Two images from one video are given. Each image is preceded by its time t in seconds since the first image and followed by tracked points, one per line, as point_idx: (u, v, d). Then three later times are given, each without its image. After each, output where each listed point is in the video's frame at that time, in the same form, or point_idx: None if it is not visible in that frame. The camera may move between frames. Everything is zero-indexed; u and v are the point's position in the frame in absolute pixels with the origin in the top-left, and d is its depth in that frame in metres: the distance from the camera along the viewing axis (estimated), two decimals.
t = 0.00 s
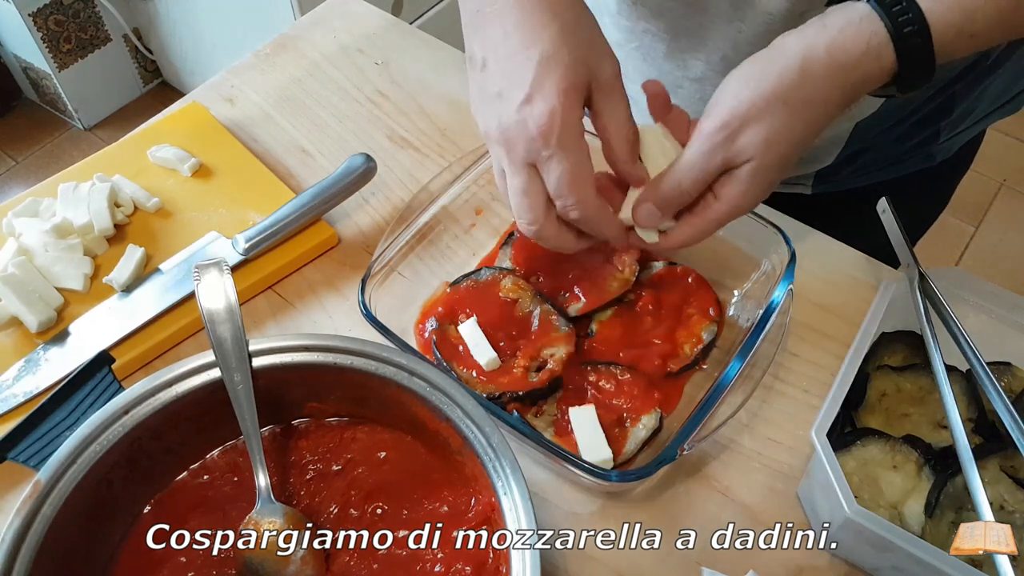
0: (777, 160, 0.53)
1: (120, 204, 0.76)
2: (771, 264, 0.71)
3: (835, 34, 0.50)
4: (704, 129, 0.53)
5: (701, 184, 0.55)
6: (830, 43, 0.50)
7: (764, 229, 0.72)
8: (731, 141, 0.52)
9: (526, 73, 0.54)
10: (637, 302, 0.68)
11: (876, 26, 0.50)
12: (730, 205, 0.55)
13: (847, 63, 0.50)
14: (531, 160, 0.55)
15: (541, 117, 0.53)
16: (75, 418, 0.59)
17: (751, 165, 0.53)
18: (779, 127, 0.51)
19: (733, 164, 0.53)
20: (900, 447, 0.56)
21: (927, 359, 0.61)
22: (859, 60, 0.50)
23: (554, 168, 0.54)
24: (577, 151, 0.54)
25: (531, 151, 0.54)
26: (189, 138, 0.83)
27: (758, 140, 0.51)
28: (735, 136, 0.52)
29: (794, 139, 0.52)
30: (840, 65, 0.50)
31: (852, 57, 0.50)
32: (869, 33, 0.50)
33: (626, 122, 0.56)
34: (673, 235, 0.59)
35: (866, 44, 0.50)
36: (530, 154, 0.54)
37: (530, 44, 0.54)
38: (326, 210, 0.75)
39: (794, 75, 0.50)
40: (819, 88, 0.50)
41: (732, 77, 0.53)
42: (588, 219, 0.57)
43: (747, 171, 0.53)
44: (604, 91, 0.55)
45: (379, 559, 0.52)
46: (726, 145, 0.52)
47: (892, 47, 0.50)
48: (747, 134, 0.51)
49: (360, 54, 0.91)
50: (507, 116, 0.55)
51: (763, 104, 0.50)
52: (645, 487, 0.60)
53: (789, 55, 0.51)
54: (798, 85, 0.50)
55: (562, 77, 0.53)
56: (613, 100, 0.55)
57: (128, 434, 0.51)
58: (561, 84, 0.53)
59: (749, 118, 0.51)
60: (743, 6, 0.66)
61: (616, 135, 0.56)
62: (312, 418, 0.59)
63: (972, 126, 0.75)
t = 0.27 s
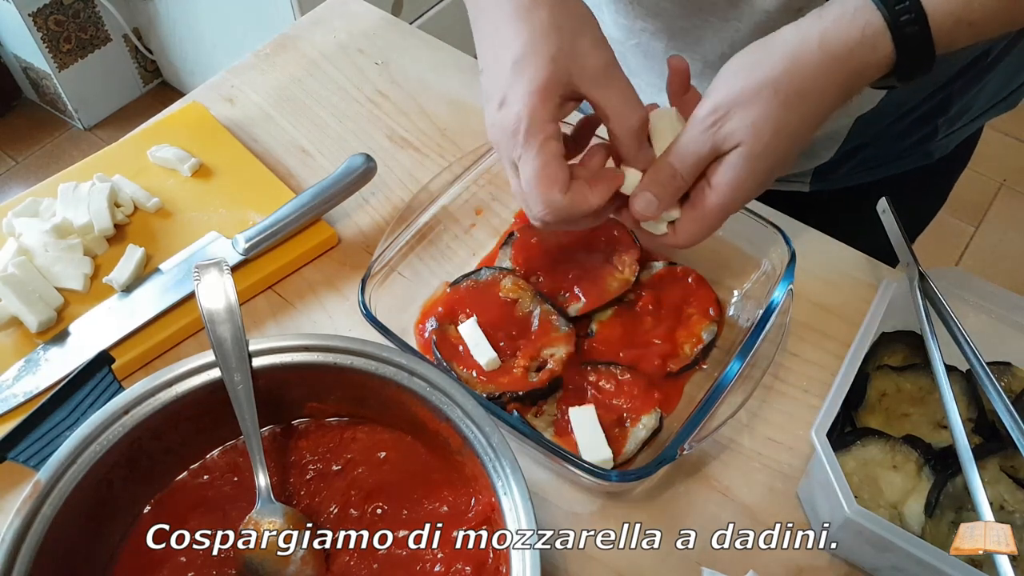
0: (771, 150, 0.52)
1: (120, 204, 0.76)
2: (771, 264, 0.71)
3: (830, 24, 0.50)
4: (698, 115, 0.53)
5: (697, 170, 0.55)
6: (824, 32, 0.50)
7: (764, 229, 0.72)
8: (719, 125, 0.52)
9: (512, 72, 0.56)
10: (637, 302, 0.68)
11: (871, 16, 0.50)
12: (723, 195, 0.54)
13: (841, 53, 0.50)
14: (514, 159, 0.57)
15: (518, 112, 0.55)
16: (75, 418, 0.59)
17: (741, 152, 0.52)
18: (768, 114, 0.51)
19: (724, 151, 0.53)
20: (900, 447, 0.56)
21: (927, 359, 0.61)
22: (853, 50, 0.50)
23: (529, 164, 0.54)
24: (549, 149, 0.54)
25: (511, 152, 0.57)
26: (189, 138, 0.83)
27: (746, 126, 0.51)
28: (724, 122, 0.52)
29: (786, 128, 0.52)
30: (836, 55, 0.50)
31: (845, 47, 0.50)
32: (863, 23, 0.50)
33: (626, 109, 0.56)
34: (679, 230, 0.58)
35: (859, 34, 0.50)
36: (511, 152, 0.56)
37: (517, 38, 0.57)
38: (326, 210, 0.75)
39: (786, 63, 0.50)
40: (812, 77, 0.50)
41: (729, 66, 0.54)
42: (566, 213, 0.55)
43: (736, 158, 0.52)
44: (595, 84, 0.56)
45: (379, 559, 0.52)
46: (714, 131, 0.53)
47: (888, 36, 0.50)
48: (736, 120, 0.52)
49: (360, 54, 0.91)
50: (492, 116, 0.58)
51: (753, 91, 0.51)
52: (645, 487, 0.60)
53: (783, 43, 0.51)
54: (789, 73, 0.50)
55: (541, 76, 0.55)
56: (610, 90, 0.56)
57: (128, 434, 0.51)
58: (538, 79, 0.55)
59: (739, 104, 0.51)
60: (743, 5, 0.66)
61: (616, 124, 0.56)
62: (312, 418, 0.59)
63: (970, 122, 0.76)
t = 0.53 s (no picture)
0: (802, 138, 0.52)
1: (120, 204, 0.76)
2: (771, 264, 0.71)
3: (852, 12, 0.51)
4: (724, 112, 0.53)
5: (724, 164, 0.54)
6: (849, 20, 0.50)
7: (764, 228, 0.72)
8: (751, 119, 0.52)
9: (523, 122, 0.52)
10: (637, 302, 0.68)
11: (895, 2, 0.50)
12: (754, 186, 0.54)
13: (867, 39, 0.50)
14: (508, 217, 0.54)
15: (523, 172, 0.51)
16: (75, 418, 0.59)
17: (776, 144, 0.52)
18: (800, 105, 0.51)
19: (752, 144, 0.53)
20: (900, 447, 0.56)
21: (927, 359, 0.61)
22: (878, 36, 0.50)
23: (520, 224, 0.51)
24: (545, 214, 0.51)
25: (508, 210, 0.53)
26: (189, 138, 0.83)
27: (777, 119, 0.51)
28: (756, 114, 0.52)
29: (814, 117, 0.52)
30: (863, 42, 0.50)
31: (869, 35, 0.50)
32: (887, 10, 0.50)
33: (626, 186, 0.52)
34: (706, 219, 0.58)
35: (885, 20, 0.50)
36: (510, 209, 0.53)
37: (531, 92, 0.52)
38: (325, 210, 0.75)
39: (816, 53, 0.50)
40: (840, 65, 0.51)
41: (750, 62, 0.53)
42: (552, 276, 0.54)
43: (767, 151, 0.52)
44: (604, 158, 0.52)
45: (379, 559, 0.52)
46: (747, 125, 0.52)
47: (912, 22, 0.50)
48: (767, 114, 0.51)
49: (360, 54, 0.91)
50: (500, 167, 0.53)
51: (782, 83, 0.50)
52: (645, 487, 0.60)
53: (807, 32, 0.51)
54: (819, 62, 0.50)
55: (551, 138, 0.50)
56: (616, 167, 0.52)
57: (128, 434, 0.51)
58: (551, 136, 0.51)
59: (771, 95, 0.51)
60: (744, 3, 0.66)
61: (612, 203, 0.53)
62: (312, 418, 0.59)
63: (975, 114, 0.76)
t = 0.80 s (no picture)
0: (807, 138, 0.52)
1: (120, 204, 0.76)
2: (771, 264, 0.71)
3: (861, 15, 0.50)
4: (729, 111, 0.53)
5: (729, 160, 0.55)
6: (856, 22, 0.50)
7: (764, 228, 0.72)
8: (752, 120, 0.52)
9: (540, 112, 0.52)
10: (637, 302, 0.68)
11: (903, 5, 0.49)
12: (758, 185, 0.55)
13: (874, 43, 0.50)
14: (542, 202, 0.54)
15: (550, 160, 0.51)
16: (75, 418, 0.59)
17: (777, 145, 0.52)
18: (803, 107, 0.51)
19: (756, 144, 0.54)
20: (900, 447, 0.56)
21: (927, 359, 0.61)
22: (885, 40, 0.50)
23: (563, 211, 0.53)
24: (582, 196, 0.52)
25: (541, 197, 0.53)
26: (189, 138, 0.83)
27: (780, 119, 0.52)
28: (758, 115, 0.52)
29: (819, 119, 0.52)
30: (872, 45, 0.50)
31: (878, 38, 0.50)
32: (895, 12, 0.50)
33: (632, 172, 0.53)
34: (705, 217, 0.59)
35: (893, 23, 0.50)
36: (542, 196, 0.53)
37: (546, 88, 0.52)
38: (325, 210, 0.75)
39: (821, 55, 0.50)
40: (847, 68, 0.50)
41: (757, 61, 0.53)
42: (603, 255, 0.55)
43: (770, 151, 0.53)
44: (615, 137, 0.53)
45: (379, 559, 0.52)
46: (748, 124, 0.53)
47: (921, 25, 0.50)
48: (770, 114, 0.52)
49: (360, 54, 0.91)
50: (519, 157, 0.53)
51: (785, 85, 0.51)
52: (645, 487, 0.60)
53: (815, 35, 0.51)
54: (824, 65, 0.50)
55: (574, 123, 0.50)
56: (624, 152, 0.53)
57: (128, 434, 0.51)
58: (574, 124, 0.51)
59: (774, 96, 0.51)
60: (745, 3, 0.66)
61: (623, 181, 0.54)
62: (312, 418, 0.59)
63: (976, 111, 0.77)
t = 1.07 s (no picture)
0: (769, 126, 0.52)
1: (120, 204, 0.76)
2: (771, 264, 0.71)
3: (844, 11, 0.50)
4: (699, 84, 0.54)
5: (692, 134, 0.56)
6: (838, 17, 0.50)
7: (763, 228, 0.72)
8: (716, 98, 0.53)
9: (524, 48, 0.57)
10: (637, 302, 0.68)
11: (887, 4, 0.49)
12: (715, 168, 0.55)
13: (853, 39, 0.49)
14: (538, 132, 0.57)
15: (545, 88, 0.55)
16: (75, 418, 0.59)
17: (735, 127, 0.53)
18: (771, 94, 0.51)
19: (719, 123, 0.54)
20: (900, 447, 0.56)
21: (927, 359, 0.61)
22: (867, 37, 0.49)
23: (562, 138, 0.55)
24: (579, 116, 0.55)
25: (536, 125, 0.57)
26: (189, 138, 0.83)
27: (745, 101, 0.52)
28: (723, 93, 0.52)
29: (786, 110, 0.52)
30: (849, 42, 0.50)
31: (858, 34, 0.49)
32: (878, 10, 0.49)
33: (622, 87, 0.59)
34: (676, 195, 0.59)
35: (874, 20, 0.49)
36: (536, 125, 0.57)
37: (524, 25, 0.57)
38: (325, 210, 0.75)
39: (796, 44, 0.50)
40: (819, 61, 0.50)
41: (739, 40, 0.53)
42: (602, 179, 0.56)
43: (729, 132, 0.53)
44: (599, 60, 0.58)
45: (379, 559, 0.52)
46: (713, 101, 0.53)
47: (903, 23, 0.49)
48: (736, 94, 0.52)
49: (360, 54, 0.91)
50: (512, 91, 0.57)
51: (755, 67, 0.51)
52: (645, 487, 0.60)
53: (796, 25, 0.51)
54: (796, 55, 0.50)
55: (563, 45, 0.56)
56: (612, 72, 0.58)
57: (128, 434, 0.51)
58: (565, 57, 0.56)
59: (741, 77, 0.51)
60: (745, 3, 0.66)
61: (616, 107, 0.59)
62: (312, 418, 0.59)
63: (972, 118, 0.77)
